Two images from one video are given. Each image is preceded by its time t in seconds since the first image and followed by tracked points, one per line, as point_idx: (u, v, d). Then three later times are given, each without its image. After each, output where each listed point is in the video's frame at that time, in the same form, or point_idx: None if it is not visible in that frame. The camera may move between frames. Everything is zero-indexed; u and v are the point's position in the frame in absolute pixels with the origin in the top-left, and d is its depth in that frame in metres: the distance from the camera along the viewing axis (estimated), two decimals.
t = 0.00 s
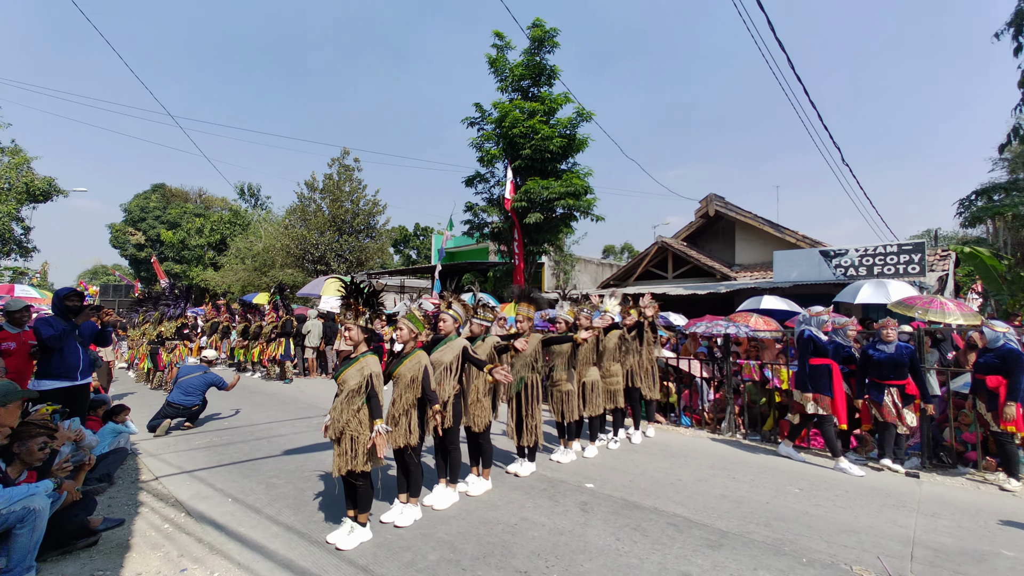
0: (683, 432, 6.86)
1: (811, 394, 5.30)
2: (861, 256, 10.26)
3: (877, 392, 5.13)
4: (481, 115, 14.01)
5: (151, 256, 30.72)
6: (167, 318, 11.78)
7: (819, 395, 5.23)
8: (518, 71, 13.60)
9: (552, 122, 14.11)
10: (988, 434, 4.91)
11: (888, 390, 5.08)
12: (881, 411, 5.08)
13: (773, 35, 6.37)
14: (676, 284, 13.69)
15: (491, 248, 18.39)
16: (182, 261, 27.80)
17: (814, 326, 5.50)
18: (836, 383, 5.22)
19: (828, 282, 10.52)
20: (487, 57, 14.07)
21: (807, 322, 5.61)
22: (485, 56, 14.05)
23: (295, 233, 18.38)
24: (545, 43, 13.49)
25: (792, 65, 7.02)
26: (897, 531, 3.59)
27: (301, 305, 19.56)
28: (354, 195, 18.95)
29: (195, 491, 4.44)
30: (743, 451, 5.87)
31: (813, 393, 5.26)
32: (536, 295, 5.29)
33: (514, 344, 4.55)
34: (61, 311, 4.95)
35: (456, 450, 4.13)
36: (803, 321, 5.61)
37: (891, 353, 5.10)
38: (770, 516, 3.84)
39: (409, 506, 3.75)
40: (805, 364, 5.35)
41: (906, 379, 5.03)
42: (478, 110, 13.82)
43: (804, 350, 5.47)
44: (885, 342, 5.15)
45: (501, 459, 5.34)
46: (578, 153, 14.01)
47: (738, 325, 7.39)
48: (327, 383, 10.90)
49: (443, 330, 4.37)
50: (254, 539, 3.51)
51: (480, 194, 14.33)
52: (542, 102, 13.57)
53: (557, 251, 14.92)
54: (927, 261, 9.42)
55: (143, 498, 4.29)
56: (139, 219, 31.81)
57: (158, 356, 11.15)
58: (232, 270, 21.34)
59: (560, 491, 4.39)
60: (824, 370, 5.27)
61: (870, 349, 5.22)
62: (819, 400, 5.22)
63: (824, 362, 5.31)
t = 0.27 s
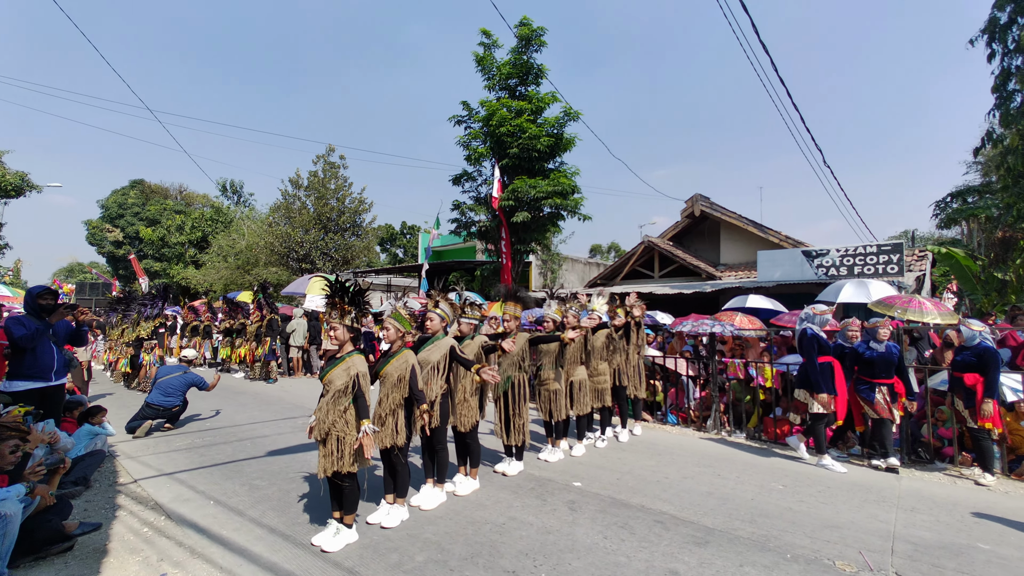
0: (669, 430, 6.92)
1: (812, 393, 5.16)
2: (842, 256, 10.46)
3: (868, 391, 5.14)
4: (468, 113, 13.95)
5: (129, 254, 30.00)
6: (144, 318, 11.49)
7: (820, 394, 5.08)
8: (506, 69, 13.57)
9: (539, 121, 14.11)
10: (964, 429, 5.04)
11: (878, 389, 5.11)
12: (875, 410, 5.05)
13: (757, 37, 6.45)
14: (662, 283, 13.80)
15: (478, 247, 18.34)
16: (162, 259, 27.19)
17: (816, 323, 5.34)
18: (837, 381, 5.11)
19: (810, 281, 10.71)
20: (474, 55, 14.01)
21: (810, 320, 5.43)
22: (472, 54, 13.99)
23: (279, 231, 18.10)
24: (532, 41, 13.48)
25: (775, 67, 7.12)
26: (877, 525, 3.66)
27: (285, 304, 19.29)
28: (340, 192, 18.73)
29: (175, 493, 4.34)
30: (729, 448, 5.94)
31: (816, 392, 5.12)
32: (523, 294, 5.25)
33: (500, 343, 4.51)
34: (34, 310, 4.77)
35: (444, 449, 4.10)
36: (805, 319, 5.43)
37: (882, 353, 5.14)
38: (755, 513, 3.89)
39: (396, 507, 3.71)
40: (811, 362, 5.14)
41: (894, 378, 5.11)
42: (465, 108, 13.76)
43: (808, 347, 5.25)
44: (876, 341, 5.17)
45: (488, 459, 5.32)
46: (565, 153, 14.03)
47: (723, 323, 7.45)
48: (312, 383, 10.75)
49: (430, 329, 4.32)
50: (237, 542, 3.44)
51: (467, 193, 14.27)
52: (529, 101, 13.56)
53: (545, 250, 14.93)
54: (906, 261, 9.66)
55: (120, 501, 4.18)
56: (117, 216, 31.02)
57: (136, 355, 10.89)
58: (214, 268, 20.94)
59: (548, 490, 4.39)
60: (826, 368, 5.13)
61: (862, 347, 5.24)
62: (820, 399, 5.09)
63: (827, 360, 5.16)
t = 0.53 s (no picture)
0: (664, 429, 6.94)
1: (821, 394, 5.10)
2: (834, 256, 10.53)
3: (876, 395, 4.97)
4: (463, 111, 13.91)
5: (119, 252, 29.68)
6: (131, 317, 11.35)
7: (829, 395, 5.05)
8: (500, 68, 13.55)
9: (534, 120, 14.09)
10: (954, 427, 5.11)
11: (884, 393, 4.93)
12: (884, 415, 4.89)
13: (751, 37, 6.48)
14: (656, 283, 13.83)
15: (473, 246, 18.30)
16: (153, 258, 26.93)
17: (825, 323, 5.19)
18: (849, 382, 4.98)
19: (802, 280, 10.77)
20: (468, 53, 13.97)
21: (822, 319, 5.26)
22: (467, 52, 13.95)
23: (272, 230, 17.97)
24: (527, 40, 13.46)
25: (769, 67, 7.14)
26: (871, 523, 3.68)
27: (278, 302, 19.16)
28: (334, 190, 18.62)
29: (167, 494, 4.29)
30: (723, 446, 5.96)
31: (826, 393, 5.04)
32: (519, 293, 5.22)
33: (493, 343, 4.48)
34: (22, 309, 4.70)
35: (439, 449, 4.08)
36: (817, 318, 5.23)
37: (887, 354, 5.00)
38: (750, 511, 3.91)
39: (391, 507, 3.69)
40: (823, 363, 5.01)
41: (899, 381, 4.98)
42: (460, 106, 13.72)
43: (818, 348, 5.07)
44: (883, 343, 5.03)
45: (484, 458, 5.31)
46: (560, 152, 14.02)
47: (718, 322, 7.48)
48: (305, 382, 10.69)
49: (425, 328, 4.29)
50: (230, 543, 3.41)
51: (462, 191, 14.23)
52: (524, 99, 13.54)
53: (539, 249, 14.92)
54: (897, 260, 9.69)
55: (111, 503, 4.13)
56: (107, 213, 30.68)
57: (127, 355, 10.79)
58: (206, 267, 20.76)
59: (544, 489, 4.38)
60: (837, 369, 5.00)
61: (868, 349, 5.07)
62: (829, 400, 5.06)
63: (837, 361, 5.01)
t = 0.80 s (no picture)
0: (663, 429, 6.95)
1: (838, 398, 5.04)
2: (833, 256, 10.55)
3: (892, 395, 4.89)
4: (462, 111, 13.89)
5: (116, 251, 29.58)
6: (126, 317, 11.34)
7: (848, 401, 4.98)
8: (499, 67, 13.53)
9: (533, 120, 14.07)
10: (952, 426, 5.12)
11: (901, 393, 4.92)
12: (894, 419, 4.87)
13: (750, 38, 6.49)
14: (655, 282, 13.85)
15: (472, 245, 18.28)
16: (150, 257, 26.84)
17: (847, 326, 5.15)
18: (865, 385, 4.93)
19: (801, 280, 10.80)
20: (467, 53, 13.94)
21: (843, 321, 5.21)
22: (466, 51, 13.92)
23: (270, 229, 17.91)
24: (526, 39, 13.44)
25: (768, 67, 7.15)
26: (870, 523, 3.69)
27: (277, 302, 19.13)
28: (332, 190, 18.58)
29: (166, 495, 4.28)
30: (722, 446, 5.97)
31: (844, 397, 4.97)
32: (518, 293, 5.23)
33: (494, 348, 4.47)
34: (20, 309, 4.68)
35: (439, 451, 4.07)
36: (837, 319, 5.22)
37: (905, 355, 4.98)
38: (750, 511, 3.91)
39: (391, 508, 3.69)
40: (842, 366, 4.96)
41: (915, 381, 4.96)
42: (459, 106, 13.70)
43: (839, 350, 5.02)
44: (899, 343, 5.04)
45: (483, 458, 5.31)
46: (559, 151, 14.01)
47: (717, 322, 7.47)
48: (303, 382, 10.67)
49: (426, 328, 4.28)
50: (230, 545, 3.40)
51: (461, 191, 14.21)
52: (523, 99, 13.53)
53: (538, 249, 14.93)
54: (895, 260, 9.69)
55: (110, 504, 4.11)
56: (104, 212, 30.56)
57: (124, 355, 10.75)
58: (203, 266, 20.72)
59: (543, 490, 4.38)
60: (857, 372, 4.95)
61: (884, 348, 5.08)
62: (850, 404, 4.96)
63: (856, 364, 4.97)
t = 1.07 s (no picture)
0: (664, 429, 6.95)
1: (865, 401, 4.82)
2: (833, 256, 10.55)
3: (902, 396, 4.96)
4: (462, 110, 13.88)
5: (116, 251, 29.58)
6: (126, 317, 11.36)
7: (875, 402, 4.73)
8: (500, 68, 13.53)
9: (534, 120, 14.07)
10: (954, 427, 5.14)
11: (911, 392, 4.93)
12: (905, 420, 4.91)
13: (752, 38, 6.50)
14: (655, 283, 13.85)
15: (472, 245, 18.29)
16: (150, 257, 26.83)
17: (866, 326, 4.92)
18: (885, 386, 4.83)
19: (801, 280, 10.81)
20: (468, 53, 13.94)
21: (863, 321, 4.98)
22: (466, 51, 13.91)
23: (270, 229, 17.91)
24: (527, 39, 13.44)
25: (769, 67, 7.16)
26: (873, 524, 3.70)
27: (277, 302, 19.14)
28: (332, 190, 18.58)
29: (168, 496, 4.27)
30: (724, 447, 5.97)
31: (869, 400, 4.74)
32: (519, 294, 5.25)
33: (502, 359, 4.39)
34: (22, 309, 4.67)
35: (441, 452, 4.07)
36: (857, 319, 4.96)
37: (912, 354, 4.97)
38: (753, 512, 3.92)
39: (394, 509, 3.68)
40: (865, 367, 4.76)
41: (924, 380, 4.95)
42: (460, 106, 13.69)
43: (862, 352, 4.80)
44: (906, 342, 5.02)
45: (485, 459, 5.31)
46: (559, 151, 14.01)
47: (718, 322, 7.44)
48: (304, 382, 10.68)
49: (428, 329, 4.27)
50: (233, 546, 3.40)
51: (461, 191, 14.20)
52: (524, 99, 13.53)
53: (539, 249, 14.92)
54: (896, 261, 9.69)
55: (112, 504, 4.11)
56: (103, 212, 30.56)
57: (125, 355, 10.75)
58: (203, 266, 20.71)
59: (546, 491, 4.38)
60: (879, 373, 4.78)
61: (891, 348, 5.06)
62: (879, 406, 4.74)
63: (877, 365, 4.81)
